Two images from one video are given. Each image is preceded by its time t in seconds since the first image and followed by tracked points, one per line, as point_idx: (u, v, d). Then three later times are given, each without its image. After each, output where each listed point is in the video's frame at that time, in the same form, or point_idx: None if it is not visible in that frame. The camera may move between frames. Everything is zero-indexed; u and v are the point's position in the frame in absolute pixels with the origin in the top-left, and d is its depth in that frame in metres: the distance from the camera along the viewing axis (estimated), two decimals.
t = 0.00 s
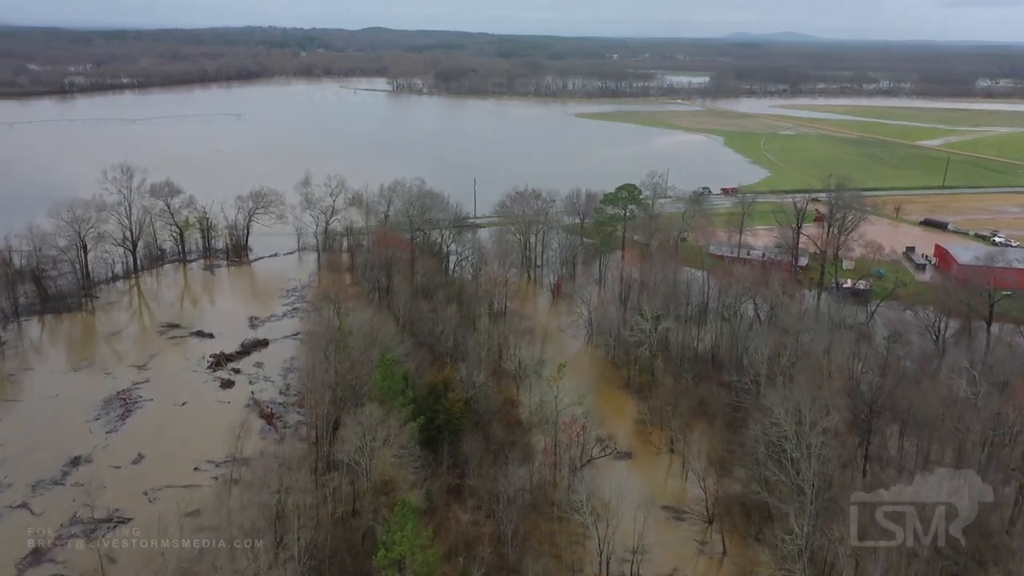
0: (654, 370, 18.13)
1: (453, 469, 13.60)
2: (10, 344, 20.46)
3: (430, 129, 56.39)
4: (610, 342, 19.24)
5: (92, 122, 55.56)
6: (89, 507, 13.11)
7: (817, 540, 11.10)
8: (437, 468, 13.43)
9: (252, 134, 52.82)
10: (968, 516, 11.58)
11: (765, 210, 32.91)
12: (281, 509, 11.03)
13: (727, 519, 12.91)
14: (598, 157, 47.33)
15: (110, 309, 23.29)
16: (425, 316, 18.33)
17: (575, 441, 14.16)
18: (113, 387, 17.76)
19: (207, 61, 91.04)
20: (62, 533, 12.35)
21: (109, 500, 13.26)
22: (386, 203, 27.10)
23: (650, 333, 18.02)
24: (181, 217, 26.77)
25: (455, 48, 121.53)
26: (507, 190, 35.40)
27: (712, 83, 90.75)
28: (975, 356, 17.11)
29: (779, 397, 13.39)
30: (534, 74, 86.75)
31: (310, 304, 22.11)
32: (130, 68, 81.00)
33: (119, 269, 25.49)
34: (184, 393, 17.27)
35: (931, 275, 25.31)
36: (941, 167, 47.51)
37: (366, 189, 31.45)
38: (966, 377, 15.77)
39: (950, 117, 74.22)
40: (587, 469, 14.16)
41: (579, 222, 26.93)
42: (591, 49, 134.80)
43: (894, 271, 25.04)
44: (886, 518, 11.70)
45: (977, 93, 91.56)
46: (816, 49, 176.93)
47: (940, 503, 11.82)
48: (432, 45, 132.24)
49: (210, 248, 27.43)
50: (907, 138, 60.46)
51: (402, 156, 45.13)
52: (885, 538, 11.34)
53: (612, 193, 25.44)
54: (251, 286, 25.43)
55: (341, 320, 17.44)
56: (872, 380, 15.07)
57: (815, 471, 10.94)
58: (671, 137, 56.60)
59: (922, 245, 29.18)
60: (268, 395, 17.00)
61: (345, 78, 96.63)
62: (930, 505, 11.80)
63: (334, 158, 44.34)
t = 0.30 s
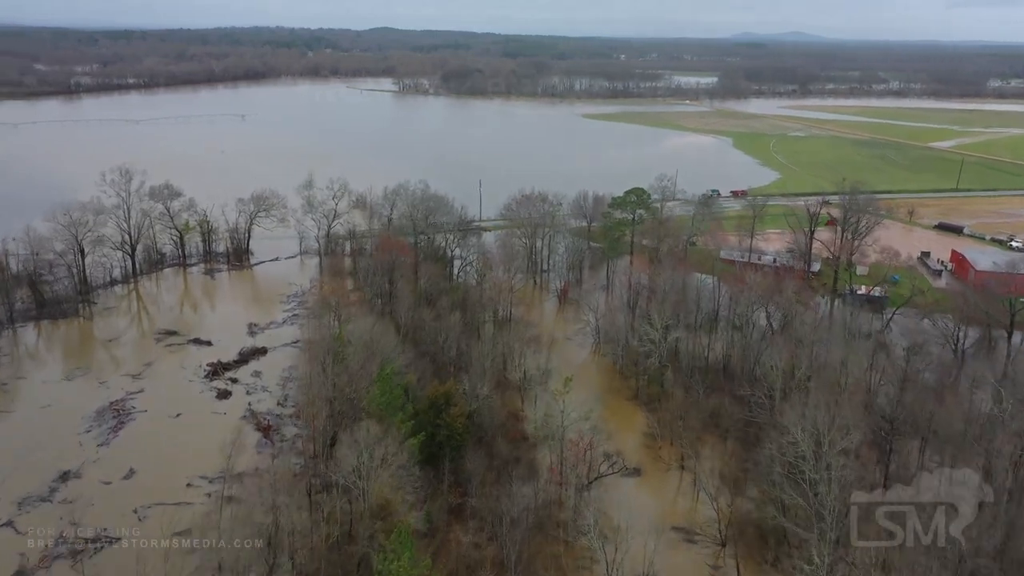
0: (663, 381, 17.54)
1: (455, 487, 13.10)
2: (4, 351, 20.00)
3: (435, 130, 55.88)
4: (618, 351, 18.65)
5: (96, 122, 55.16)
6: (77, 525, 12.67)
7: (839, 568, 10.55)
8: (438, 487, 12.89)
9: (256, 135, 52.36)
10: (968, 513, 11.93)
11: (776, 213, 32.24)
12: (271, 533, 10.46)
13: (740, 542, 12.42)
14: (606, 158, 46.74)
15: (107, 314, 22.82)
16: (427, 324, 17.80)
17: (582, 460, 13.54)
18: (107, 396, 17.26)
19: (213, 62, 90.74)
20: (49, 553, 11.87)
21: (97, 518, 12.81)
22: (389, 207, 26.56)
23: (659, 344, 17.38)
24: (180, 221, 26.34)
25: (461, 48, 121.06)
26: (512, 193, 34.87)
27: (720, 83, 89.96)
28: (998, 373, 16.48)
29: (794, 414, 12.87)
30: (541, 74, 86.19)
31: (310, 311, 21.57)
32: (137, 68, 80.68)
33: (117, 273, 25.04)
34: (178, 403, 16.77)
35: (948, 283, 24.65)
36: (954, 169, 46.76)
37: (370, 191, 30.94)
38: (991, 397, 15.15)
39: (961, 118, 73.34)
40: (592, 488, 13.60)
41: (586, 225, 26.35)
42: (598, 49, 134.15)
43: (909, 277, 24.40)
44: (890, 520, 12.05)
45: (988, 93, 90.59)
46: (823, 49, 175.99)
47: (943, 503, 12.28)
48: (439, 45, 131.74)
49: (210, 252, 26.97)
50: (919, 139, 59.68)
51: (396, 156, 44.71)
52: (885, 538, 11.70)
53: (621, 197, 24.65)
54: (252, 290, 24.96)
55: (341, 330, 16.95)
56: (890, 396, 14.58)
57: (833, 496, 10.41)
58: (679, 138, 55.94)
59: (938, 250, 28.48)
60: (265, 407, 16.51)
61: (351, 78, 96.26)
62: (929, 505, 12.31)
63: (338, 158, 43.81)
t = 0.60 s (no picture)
0: (672, 394, 16.82)
1: (456, 507, 12.61)
2: None
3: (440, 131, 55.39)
4: (626, 362, 18.08)
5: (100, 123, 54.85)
6: (63, 545, 12.29)
7: None
8: (438, 507, 12.41)
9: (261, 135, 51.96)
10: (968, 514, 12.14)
11: (787, 217, 31.61)
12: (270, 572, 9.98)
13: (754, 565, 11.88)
14: (613, 159, 46.11)
15: (105, 319, 22.39)
16: (431, 334, 17.25)
17: (589, 478, 13.01)
18: (100, 407, 16.82)
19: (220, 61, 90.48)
20: None
21: (85, 536, 12.45)
22: (392, 210, 25.93)
23: (670, 356, 16.72)
24: (180, 225, 25.86)
25: (467, 48, 120.64)
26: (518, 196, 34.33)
27: (728, 83, 89.20)
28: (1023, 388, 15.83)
29: (814, 435, 12.25)
30: (548, 74, 85.60)
31: (311, 317, 21.07)
32: (142, 67, 80.38)
33: (115, 278, 24.53)
34: (172, 414, 16.34)
35: (966, 290, 24.01)
36: (967, 172, 46.00)
37: (373, 194, 30.44)
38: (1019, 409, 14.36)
39: (974, 119, 72.46)
40: (594, 511, 12.84)
41: (594, 229, 25.79)
42: (605, 49, 133.47)
43: (925, 284, 23.78)
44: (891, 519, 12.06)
45: (1000, 94, 89.64)
46: (831, 49, 174.93)
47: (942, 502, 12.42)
48: (445, 45, 131.27)
49: (211, 256, 26.46)
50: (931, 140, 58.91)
51: (396, 156, 44.24)
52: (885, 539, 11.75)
53: (629, 201, 24.06)
54: (254, 294, 24.52)
55: (342, 341, 16.44)
56: (910, 413, 14.12)
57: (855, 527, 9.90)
58: (688, 139, 55.30)
59: (954, 255, 27.84)
60: (262, 418, 16.04)
61: (358, 78, 95.91)
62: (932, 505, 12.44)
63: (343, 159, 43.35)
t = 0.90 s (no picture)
0: (683, 408, 16.33)
1: (457, 528, 12.10)
2: None
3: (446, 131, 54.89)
4: (635, 373, 17.52)
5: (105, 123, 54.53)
6: (46, 567, 11.83)
7: None
8: (438, 528, 11.92)
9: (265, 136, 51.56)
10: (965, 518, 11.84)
11: (799, 220, 30.97)
12: None
13: None
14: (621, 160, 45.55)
15: (101, 324, 21.96)
16: (433, 344, 16.71)
17: (596, 498, 12.49)
18: (92, 418, 16.38)
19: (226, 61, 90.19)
20: None
21: (69, 558, 12.00)
22: (396, 213, 25.35)
23: (681, 368, 16.14)
24: (180, 228, 25.44)
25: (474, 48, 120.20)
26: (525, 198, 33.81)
27: (737, 83, 88.46)
28: None
29: (831, 458, 11.73)
30: (555, 74, 85.02)
31: (311, 324, 20.58)
32: (150, 67, 80.20)
33: (113, 282, 24.14)
34: (166, 426, 15.89)
35: (983, 297, 23.37)
36: (981, 174, 45.26)
37: (377, 196, 29.94)
38: None
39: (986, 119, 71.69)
40: (606, 530, 12.46)
41: (601, 233, 25.23)
42: (612, 49, 132.92)
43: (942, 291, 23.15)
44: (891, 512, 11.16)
45: (1011, 94, 88.81)
46: (839, 49, 174.11)
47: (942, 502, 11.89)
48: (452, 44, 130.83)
49: (211, 259, 26.02)
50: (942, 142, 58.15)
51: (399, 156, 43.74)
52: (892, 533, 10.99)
53: (637, 205, 23.46)
54: (254, 298, 24.06)
55: (341, 350, 15.95)
56: (929, 428, 13.55)
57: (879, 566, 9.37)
58: (696, 140, 54.67)
59: (970, 260, 27.18)
60: (259, 430, 15.58)
61: (364, 78, 95.52)
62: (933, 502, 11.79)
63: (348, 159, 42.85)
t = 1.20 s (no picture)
0: (695, 422, 15.76)
1: (458, 551, 11.56)
2: None
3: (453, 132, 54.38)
4: (643, 384, 16.92)
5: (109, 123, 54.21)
6: None
7: None
8: (439, 550, 11.40)
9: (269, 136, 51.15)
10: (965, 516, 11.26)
11: (812, 224, 30.31)
12: None
13: None
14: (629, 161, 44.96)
15: (97, 330, 21.50)
16: (434, 354, 16.13)
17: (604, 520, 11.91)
18: (83, 429, 15.90)
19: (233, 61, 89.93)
20: None
21: None
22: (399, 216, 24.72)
23: (693, 379, 15.46)
24: (179, 231, 24.99)
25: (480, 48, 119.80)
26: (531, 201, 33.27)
27: (745, 83, 87.70)
28: None
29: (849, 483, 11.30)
30: (562, 75, 84.45)
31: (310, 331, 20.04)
32: (156, 67, 79.95)
33: (111, 287, 23.72)
34: (158, 439, 15.37)
35: (1002, 304, 22.70)
36: (994, 176, 44.51)
37: (380, 199, 29.42)
38: None
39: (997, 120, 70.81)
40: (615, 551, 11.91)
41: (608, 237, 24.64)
42: (618, 49, 132.29)
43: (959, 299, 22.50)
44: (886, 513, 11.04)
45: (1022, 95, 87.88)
46: (847, 49, 173.23)
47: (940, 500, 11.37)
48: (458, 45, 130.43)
49: (211, 263, 25.56)
50: (954, 143, 57.34)
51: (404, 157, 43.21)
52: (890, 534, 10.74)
53: (646, 209, 22.79)
54: (254, 304, 23.57)
55: (340, 362, 15.41)
56: (951, 442, 12.92)
57: None
58: (705, 141, 54.00)
59: (987, 266, 26.51)
60: (255, 444, 15.06)
61: (370, 78, 95.15)
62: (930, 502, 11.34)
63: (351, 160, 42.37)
